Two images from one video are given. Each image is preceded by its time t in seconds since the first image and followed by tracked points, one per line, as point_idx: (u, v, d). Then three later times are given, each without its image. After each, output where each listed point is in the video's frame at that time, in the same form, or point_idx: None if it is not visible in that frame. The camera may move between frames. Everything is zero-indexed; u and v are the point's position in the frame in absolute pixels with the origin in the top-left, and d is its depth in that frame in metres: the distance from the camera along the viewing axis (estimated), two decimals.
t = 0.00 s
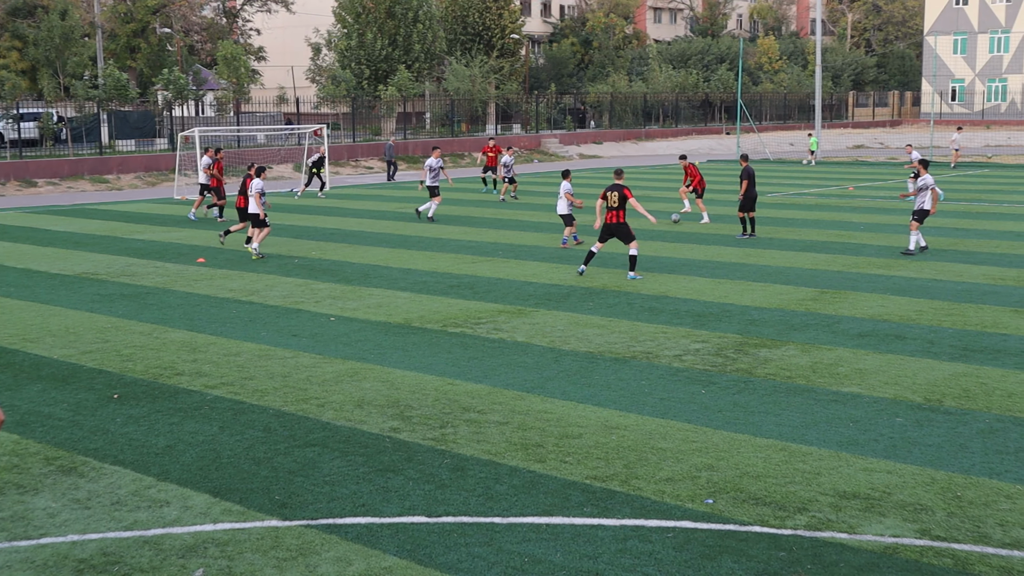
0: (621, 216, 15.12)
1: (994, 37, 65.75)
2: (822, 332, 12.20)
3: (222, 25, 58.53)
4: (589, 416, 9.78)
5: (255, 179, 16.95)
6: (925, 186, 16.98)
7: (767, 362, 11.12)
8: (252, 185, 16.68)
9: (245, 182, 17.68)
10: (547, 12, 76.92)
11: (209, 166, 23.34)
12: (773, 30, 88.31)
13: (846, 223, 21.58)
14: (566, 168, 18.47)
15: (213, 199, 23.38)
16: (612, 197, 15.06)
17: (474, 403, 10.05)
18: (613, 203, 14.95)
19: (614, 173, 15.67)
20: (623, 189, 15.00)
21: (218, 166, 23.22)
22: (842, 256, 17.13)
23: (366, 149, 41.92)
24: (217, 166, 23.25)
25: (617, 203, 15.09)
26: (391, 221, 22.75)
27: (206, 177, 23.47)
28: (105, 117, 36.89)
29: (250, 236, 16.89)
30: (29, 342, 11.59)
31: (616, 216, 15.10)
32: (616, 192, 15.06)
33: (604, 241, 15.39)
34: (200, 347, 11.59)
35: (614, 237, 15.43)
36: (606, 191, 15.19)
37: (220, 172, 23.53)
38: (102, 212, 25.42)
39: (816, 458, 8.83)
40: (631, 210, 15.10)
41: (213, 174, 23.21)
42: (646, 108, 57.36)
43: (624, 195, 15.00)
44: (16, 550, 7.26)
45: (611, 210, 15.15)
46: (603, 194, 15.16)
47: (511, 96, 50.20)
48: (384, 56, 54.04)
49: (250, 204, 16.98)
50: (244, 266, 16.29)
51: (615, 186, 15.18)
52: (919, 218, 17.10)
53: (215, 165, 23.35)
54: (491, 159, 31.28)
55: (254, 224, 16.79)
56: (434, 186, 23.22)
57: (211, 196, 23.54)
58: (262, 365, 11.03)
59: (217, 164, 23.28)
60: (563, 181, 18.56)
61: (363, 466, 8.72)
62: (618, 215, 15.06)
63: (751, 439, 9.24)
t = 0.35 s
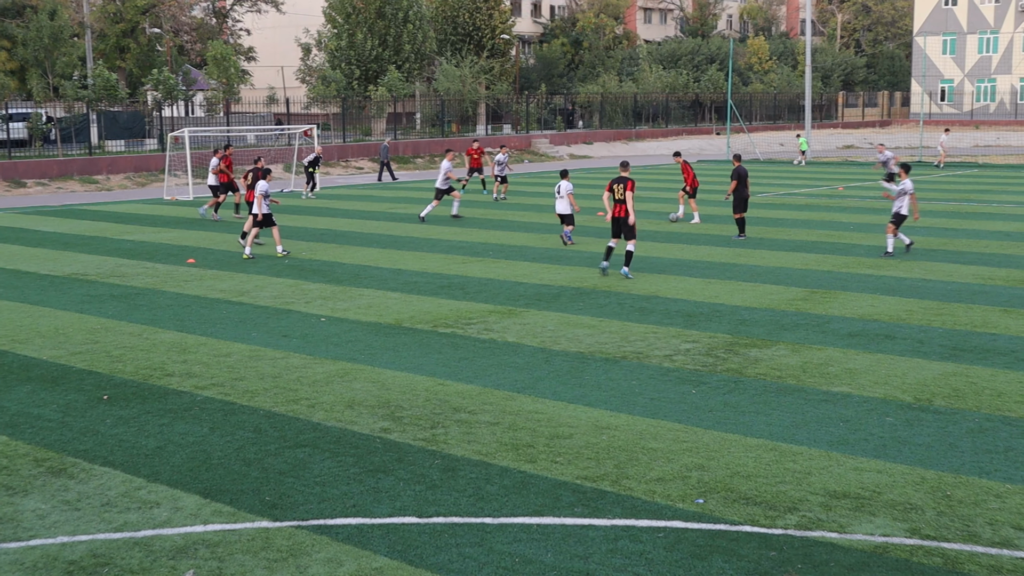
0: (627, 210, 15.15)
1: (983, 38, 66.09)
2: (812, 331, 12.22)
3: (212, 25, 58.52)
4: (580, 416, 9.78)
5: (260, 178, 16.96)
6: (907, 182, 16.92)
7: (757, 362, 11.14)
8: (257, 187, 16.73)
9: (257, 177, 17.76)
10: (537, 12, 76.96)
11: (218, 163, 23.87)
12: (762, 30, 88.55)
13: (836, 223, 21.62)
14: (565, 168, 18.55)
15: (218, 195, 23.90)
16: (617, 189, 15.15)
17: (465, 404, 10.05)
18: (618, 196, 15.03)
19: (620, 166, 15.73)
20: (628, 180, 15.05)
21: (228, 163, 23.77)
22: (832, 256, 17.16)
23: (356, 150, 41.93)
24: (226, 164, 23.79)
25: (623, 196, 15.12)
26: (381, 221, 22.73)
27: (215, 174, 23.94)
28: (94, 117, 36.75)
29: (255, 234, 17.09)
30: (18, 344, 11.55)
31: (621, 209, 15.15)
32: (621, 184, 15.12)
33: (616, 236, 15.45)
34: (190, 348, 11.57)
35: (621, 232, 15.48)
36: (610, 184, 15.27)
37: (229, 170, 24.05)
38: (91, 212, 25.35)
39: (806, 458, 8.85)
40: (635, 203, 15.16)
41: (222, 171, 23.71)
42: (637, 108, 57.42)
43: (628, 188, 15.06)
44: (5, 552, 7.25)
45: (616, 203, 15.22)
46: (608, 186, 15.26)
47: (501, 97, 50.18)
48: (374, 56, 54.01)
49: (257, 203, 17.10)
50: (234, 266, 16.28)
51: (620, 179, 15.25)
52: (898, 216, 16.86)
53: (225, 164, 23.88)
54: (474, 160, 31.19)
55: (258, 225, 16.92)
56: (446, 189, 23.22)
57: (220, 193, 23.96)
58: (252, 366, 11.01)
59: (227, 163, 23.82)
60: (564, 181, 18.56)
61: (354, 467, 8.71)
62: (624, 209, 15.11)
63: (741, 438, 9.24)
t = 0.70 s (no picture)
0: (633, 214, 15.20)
1: (972, 38, 66.16)
2: (803, 331, 12.25)
3: (202, 25, 58.38)
4: (571, 416, 9.78)
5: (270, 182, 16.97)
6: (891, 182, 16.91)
7: (748, 362, 11.16)
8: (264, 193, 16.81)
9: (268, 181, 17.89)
10: (528, 12, 77.04)
11: (226, 162, 24.36)
12: (753, 31, 88.72)
13: (826, 223, 21.66)
14: (563, 166, 18.69)
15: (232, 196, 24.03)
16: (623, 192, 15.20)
17: (456, 404, 10.05)
18: (624, 200, 15.06)
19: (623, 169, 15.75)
20: (634, 184, 15.12)
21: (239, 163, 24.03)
22: (822, 256, 17.20)
23: (346, 150, 41.90)
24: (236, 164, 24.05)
25: (628, 199, 15.17)
26: (372, 222, 22.71)
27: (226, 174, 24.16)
28: (84, 117, 36.65)
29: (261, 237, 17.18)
30: (7, 345, 11.52)
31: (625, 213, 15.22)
32: (627, 188, 15.17)
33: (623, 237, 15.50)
34: (180, 348, 11.55)
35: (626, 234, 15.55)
36: (615, 187, 15.32)
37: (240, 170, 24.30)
38: (80, 212, 25.27)
39: (797, 457, 8.86)
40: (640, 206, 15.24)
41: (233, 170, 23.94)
42: (627, 108, 57.44)
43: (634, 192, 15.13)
44: None
45: (621, 206, 15.26)
46: (612, 190, 15.30)
47: (492, 97, 50.21)
48: (365, 57, 53.98)
49: (262, 207, 17.22)
50: (225, 267, 16.26)
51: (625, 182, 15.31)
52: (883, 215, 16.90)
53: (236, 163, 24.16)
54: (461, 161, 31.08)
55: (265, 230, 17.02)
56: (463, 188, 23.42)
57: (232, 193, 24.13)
58: (243, 366, 11.00)
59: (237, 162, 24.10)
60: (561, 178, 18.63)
61: (345, 467, 8.70)
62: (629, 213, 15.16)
63: (732, 438, 9.26)
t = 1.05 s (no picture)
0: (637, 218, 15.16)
1: (962, 39, 66.24)
2: (794, 331, 12.26)
3: (192, 25, 58.26)
4: (563, 416, 9.79)
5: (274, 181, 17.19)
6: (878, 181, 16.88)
7: (739, 361, 11.18)
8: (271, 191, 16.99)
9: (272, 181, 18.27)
10: (519, 12, 77.12)
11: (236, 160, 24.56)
12: (743, 31, 88.87)
13: (818, 223, 21.69)
14: (558, 167, 18.42)
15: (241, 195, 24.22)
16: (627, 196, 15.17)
17: (448, 404, 10.04)
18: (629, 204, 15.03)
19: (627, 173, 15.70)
20: (638, 188, 15.10)
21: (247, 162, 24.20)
22: (814, 256, 17.22)
23: (337, 150, 41.86)
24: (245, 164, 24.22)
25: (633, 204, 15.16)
26: (364, 222, 22.68)
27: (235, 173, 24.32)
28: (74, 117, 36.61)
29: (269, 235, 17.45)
30: None
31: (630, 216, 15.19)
32: (632, 192, 15.17)
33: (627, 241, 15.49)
34: (171, 349, 11.53)
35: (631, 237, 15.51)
36: (620, 191, 15.32)
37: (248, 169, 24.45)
38: (70, 213, 25.19)
39: (788, 457, 8.87)
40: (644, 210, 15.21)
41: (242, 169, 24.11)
42: (618, 108, 57.48)
43: (639, 196, 15.11)
44: None
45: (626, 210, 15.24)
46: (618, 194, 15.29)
47: (483, 97, 50.25)
48: (356, 56, 53.93)
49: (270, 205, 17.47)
50: (216, 267, 16.22)
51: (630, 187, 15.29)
52: (873, 214, 16.95)
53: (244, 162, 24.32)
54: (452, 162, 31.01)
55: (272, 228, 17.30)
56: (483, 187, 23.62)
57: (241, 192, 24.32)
58: (234, 367, 10.98)
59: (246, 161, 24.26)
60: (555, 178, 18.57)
61: (336, 468, 8.69)
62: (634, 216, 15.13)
63: (723, 438, 9.26)
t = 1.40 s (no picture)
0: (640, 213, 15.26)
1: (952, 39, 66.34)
2: (785, 331, 12.28)
3: (182, 26, 58.16)
4: (554, 416, 9.79)
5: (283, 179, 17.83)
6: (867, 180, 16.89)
7: (730, 361, 11.19)
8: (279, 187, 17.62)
9: (273, 177, 18.52)
10: (510, 13, 77.14)
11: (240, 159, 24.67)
12: (734, 31, 89.05)
13: (807, 223, 21.73)
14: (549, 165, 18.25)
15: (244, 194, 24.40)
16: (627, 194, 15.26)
17: (438, 405, 10.04)
18: (630, 201, 15.11)
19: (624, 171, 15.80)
20: (638, 184, 15.19)
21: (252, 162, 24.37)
22: (804, 256, 17.25)
23: (327, 151, 41.78)
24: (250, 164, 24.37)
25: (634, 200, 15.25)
26: (354, 223, 22.67)
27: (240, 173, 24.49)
28: (64, 119, 36.47)
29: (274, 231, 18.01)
30: None
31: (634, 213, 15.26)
32: (632, 189, 15.26)
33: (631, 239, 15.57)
34: (162, 350, 11.51)
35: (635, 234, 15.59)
36: (620, 190, 15.42)
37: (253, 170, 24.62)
38: (61, 214, 25.17)
39: (779, 457, 8.88)
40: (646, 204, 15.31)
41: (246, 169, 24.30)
42: (609, 108, 57.50)
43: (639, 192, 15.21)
44: None
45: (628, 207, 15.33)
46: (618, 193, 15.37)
47: (474, 97, 50.26)
48: (346, 57, 53.88)
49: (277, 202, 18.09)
50: (207, 268, 16.20)
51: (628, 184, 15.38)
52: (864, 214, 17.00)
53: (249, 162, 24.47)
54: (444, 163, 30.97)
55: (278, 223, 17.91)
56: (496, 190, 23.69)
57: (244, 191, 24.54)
58: (224, 368, 10.97)
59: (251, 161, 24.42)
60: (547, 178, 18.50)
61: (327, 469, 8.68)
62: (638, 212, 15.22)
63: (714, 438, 9.27)
